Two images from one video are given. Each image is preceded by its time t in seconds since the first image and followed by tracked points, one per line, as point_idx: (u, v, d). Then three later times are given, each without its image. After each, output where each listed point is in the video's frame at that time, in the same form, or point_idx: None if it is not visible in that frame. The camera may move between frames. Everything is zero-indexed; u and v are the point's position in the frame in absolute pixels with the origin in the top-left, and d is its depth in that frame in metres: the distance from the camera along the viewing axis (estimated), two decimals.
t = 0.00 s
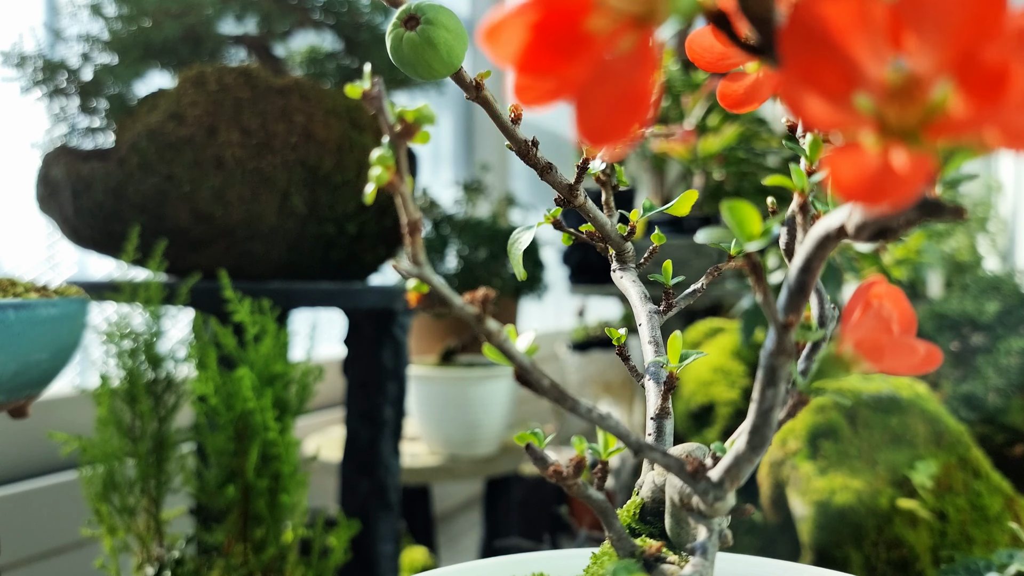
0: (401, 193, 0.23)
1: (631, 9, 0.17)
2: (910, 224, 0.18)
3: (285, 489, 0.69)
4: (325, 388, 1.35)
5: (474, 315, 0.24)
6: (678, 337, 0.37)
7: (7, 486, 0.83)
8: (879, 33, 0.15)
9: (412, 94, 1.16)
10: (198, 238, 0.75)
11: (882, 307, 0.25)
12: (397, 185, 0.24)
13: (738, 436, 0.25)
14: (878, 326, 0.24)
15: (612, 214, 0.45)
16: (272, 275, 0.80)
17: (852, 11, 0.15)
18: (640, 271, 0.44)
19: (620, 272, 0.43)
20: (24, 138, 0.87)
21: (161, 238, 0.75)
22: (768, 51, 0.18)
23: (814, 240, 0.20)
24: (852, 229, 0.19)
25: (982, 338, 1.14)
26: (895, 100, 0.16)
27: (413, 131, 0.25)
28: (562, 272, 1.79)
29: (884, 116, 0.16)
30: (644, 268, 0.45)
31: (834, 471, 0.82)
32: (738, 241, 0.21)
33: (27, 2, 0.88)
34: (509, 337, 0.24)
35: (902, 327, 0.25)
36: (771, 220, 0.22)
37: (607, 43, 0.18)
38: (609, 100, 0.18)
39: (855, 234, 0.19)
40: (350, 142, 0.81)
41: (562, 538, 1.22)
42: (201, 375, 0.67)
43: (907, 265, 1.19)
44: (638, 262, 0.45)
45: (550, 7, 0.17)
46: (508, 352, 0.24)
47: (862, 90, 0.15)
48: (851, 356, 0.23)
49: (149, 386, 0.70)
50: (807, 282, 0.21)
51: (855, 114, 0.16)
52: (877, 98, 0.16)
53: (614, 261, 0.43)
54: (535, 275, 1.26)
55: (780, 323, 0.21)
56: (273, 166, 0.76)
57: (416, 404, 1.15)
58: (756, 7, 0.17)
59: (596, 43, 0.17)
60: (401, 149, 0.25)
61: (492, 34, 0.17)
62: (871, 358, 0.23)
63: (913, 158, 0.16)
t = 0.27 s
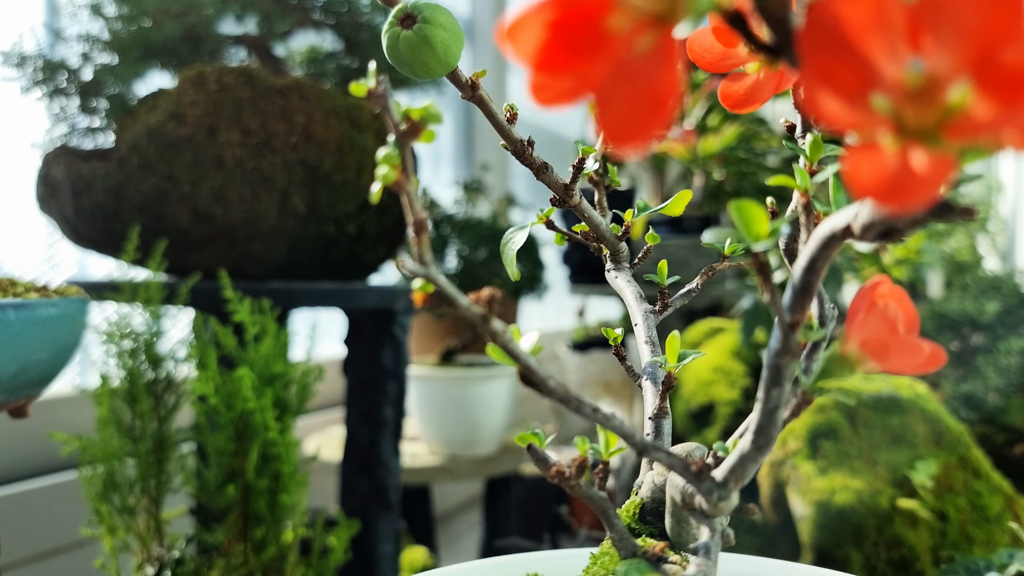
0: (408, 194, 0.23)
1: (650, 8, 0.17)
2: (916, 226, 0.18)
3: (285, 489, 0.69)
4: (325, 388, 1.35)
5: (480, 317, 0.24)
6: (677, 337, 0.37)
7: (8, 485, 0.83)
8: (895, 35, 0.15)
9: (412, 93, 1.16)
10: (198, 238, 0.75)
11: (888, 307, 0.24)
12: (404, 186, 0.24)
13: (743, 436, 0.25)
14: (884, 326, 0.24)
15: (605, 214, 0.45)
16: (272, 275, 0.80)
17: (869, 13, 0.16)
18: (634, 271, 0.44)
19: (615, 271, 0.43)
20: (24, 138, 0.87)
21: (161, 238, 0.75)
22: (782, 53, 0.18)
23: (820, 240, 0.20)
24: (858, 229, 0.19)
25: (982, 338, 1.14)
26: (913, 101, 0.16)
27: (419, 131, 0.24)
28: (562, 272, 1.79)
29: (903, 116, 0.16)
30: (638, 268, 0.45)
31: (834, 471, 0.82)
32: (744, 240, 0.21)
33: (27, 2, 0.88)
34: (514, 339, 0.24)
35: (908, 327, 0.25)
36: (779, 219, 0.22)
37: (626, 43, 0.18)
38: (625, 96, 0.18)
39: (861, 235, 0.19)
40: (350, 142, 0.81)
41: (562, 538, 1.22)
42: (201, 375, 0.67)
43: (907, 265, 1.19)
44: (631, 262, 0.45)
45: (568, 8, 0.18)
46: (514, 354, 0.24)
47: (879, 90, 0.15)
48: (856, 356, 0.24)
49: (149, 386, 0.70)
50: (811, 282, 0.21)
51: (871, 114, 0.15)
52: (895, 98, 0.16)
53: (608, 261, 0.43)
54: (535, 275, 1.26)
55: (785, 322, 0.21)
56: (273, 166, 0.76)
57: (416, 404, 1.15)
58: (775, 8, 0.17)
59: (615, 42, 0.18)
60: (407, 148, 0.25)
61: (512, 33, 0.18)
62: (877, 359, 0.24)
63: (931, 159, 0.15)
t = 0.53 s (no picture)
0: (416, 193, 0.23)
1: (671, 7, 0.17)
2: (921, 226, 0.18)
3: (285, 489, 0.69)
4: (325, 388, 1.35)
5: (486, 317, 0.23)
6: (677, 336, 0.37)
7: (8, 485, 0.83)
8: (915, 35, 0.15)
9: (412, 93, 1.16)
10: (198, 237, 0.75)
11: (894, 306, 0.24)
12: (410, 186, 0.23)
13: (748, 435, 0.25)
14: (890, 325, 0.24)
15: (599, 213, 0.45)
16: (272, 275, 0.80)
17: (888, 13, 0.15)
18: (629, 271, 0.44)
19: (610, 272, 0.43)
20: (24, 138, 0.87)
21: (161, 237, 0.75)
22: (797, 52, 0.18)
23: (824, 240, 0.20)
24: (864, 229, 0.19)
25: (982, 338, 1.14)
26: (930, 102, 0.16)
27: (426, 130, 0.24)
28: (562, 272, 1.79)
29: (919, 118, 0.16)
30: (633, 268, 0.45)
31: (834, 471, 0.83)
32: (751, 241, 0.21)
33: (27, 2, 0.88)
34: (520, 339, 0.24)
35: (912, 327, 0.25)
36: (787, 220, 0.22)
37: (646, 42, 0.18)
38: (646, 98, 0.18)
39: (867, 234, 0.19)
40: (350, 142, 0.81)
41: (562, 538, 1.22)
42: (201, 375, 0.67)
43: (908, 265, 1.19)
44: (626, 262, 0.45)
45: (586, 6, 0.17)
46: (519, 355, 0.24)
47: (895, 91, 0.15)
48: (862, 355, 0.24)
49: (150, 386, 0.70)
50: (814, 283, 0.21)
51: (887, 115, 0.15)
52: (911, 100, 0.16)
53: (603, 261, 0.43)
54: (535, 275, 1.26)
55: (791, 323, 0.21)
56: (273, 166, 0.75)
57: (416, 404, 1.15)
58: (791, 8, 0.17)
59: (633, 41, 0.18)
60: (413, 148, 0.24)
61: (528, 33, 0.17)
62: (882, 358, 0.24)
63: (951, 159, 0.15)
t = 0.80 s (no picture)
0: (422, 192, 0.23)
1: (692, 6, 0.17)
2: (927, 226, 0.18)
3: (285, 489, 0.69)
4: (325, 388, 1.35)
5: (491, 317, 0.23)
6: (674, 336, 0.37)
7: (7, 486, 0.83)
8: (930, 36, 0.15)
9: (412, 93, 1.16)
10: (197, 237, 0.75)
11: (900, 305, 0.24)
12: (417, 184, 0.23)
13: (753, 435, 0.25)
14: (895, 325, 0.24)
15: (593, 213, 0.45)
16: (271, 275, 0.80)
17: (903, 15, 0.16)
18: (624, 271, 0.44)
19: (605, 271, 0.43)
20: (23, 138, 0.87)
21: (161, 237, 0.75)
22: (812, 51, 0.18)
23: (829, 239, 0.20)
24: (870, 228, 0.19)
25: (984, 338, 1.14)
26: (948, 102, 0.16)
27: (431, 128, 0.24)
28: (562, 272, 1.79)
29: (936, 117, 0.15)
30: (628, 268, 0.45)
31: (835, 471, 0.83)
32: (758, 241, 0.21)
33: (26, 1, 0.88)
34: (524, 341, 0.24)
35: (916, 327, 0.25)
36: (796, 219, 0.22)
37: (664, 40, 0.17)
38: (666, 96, 0.17)
39: (873, 234, 0.19)
40: (350, 142, 0.81)
41: (563, 538, 1.22)
42: (201, 375, 0.67)
43: (909, 265, 1.18)
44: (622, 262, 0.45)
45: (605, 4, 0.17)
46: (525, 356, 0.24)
47: (911, 91, 0.15)
48: (867, 355, 0.24)
49: (149, 387, 0.69)
50: (820, 284, 0.21)
51: (904, 115, 0.15)
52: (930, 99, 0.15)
53: (598, 261, 0.43)
54: (535, 274, 1.25)
55: (799, 323, 0.21)
56: (273, 166, 0.75)
57: (416, 404, 1.15)
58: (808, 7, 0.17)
59: (652, 39, 0.17)
60: (418, 145, 0.24)
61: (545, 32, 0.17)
62: (887, 358, 0.24)
63: (969, 160, 0.15)
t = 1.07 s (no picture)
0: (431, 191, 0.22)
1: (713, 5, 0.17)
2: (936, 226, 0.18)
3: (285, 489, 0.69)
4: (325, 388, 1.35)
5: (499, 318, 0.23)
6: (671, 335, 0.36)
7: (7, 486, 0.83)
8: (947, 38, 0.16)
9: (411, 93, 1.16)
10: (197, 238, 0.75)
11: (906, 305, 0.24)
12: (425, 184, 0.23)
13: (758, 435, 0.25)
14: (900, 326, 0.24)
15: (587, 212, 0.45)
16: (271, 275, 0.80)
17: (920, 19, 0.16)
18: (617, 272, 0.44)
19: (599, 272, 0.42)
20: (23, 138, 0.87)
21: (160, 237, 0.75)
22: (828, 52, 0.18)
23: (834, 240, 0.20)
24: (877, 228, 0.19)
25: (984, 338, 1.14)
26: (965, 102, 0.16)
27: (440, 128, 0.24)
28: (563, 272, 1.79)
29: (953, 117, 0.15)
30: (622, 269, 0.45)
31: (836, 471, 0.83)
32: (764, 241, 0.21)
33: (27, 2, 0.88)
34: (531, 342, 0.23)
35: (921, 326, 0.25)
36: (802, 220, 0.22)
37: (685, 39, 0.17)
38: (688, 97, 0.18)
39: (880, 234, 0.19)
40: (350, 142, 0.81)
41: (563, 538, 1.22)
42: (201, 375, 0.67)
43: (909, 265, 1.18)
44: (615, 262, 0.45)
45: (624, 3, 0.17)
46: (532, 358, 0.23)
47: (928, 92, 0.15)
48: (871, 356, 0.24)
49: (149, 387, 0.69)
50: (824, 285, 0.21)
51: (920, 116, 0.15)
52: (946, 100, 0.15)
53: (592, 261, 0.43)
54: (535, 274, 1.25)
55: (804, 323, 0.21)
56: (273, 166, 0.75)
57: (416, 404, 1.15)
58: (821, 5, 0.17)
59: (672, 38, 0.17)
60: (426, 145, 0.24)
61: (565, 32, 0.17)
62: (892, 357, 0.24)
63: (986, 161, 0.15)
